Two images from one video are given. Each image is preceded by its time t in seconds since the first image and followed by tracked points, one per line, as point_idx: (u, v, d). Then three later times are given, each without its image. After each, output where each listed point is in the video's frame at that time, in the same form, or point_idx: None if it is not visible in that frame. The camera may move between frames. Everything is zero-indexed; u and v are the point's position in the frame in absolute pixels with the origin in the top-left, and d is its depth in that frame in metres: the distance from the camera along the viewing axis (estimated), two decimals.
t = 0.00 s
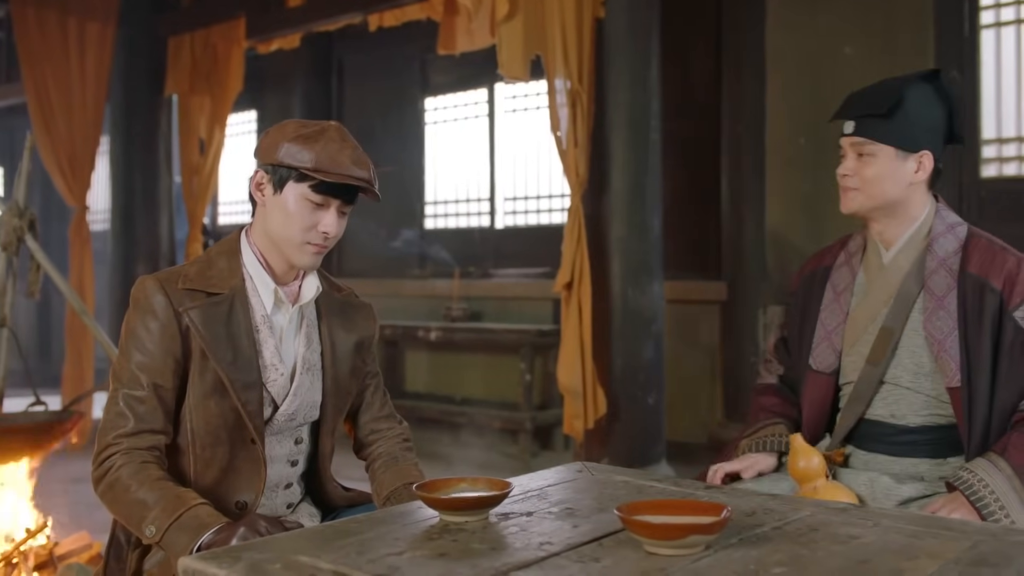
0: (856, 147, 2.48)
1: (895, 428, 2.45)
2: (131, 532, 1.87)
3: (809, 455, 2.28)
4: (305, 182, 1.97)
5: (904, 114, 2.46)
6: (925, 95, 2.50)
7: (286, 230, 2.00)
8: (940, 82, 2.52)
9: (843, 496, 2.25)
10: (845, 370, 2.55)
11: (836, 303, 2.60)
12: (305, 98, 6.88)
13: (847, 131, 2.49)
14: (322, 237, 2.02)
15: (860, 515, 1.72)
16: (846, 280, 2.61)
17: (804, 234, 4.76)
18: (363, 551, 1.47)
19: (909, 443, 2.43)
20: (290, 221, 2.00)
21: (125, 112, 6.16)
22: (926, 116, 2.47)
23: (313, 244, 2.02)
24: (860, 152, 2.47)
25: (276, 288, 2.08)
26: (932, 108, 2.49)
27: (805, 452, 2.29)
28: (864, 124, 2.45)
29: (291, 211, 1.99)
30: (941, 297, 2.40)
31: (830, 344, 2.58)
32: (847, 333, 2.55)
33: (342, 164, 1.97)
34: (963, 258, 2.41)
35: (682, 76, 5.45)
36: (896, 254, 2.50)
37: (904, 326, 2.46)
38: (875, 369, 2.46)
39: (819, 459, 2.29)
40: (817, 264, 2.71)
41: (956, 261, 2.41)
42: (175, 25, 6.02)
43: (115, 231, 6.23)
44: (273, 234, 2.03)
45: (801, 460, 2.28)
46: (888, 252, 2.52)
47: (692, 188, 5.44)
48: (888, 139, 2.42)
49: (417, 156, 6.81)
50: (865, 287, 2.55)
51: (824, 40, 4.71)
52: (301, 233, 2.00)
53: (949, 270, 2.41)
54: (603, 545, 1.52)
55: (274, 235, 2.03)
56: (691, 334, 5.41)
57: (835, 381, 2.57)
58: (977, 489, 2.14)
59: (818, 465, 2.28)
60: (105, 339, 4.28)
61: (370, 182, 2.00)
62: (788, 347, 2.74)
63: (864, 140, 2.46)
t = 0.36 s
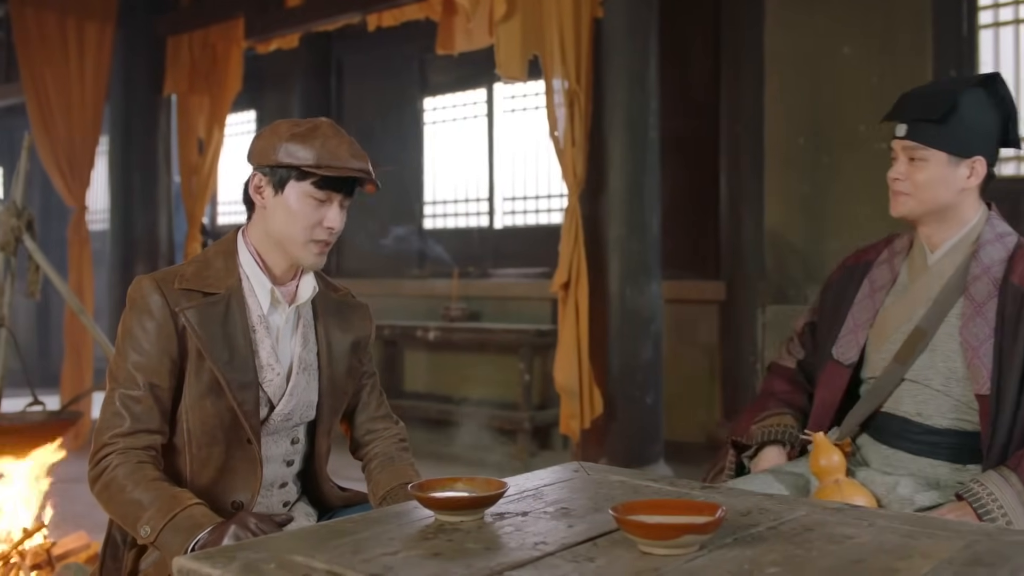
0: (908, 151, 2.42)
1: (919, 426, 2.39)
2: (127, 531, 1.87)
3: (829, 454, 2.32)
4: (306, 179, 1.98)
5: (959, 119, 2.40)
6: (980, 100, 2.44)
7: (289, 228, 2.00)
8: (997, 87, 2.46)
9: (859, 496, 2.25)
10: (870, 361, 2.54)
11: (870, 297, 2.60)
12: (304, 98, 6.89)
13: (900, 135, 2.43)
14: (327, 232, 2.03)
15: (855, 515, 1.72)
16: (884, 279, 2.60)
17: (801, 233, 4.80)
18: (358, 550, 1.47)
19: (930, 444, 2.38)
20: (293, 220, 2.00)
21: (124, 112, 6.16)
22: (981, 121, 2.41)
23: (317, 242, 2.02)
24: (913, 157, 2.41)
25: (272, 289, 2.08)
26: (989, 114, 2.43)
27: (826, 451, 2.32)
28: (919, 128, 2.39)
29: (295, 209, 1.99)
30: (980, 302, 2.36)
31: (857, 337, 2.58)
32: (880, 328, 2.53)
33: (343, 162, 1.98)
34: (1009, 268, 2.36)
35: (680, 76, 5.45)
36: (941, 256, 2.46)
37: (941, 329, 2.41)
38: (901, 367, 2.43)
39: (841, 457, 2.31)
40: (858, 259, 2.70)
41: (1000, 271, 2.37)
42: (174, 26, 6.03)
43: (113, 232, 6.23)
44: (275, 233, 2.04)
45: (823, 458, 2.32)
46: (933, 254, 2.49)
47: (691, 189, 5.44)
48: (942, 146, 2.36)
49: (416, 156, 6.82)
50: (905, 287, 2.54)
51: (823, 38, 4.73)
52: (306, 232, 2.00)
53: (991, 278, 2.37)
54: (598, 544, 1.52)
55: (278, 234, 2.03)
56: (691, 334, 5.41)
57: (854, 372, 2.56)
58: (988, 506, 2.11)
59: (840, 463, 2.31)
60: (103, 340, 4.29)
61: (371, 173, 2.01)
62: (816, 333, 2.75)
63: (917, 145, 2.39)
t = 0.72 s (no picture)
0: (939, 152, 2.38)
1: (943, 429, 2.39)
2: (124, 529, 1.87)
3: (853, 447, 2.41)
4: (313, 165, 2.09)
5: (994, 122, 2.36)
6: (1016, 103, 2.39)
7: (306, 218, 2.08)
8: None
9: (887, 482, 2.34)
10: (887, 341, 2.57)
11: (889, 283, 2.58)
12: (303, 98, 6.89)
13: (932, 135, 2.39)
14: (336, 212, 2.13)
15: (851, 515, 1.72)
16: (908, 265, 2.56)
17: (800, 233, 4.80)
18: (353, 550, 1.47)
19: (954, 448, 2.37)
20: (310, 209, 2.08)
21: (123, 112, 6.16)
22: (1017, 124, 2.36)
23: (332, 224, 2.12)
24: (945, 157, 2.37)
25: (270, 287, 2.09)
26: None
27: (849, 444, 2.42)
28: (951, 129, 2.36)
29: (306, 197, 2.08)
30: (1006, 308, 2.30)
31: (872, 318, 2.59)
32: (899, 325, 2.48)
33: (343, 137, 2.10)
34: None
35: (678, 76, 5.45)
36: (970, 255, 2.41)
37: (963, 333, 2.37)
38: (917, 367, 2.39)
39: (864, 451, 2.41)
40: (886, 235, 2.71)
41: None
42: (173, 26, 6.04)
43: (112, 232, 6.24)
44: (285, 227, 2.09)
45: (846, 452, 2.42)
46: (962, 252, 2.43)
47: (689, 189, 5.44)
48: (977, 149, 2.33)
49: (415, 156, 6.83)
50: (931, 284, 2.49)
51: (822, 37, 4.72)
52: (324, 215, 2.10)
53: (1019, 282, 2.30)
54: (592, 545, 1.52)
55: (291, 227, 2.08)
56: (689, 334, 5.41)
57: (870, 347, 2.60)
58: (1000, 506, 2.10)
59: (863, 457, 2.41)
60: (102, 340, 4.29)
61: (367, 150, 2.15)
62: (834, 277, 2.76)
63: (951, 146, 2.35)
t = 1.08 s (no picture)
0: (894, 198, 2.38)
1: (909, 429, 2.42)
2: (120, 529, 1.87)
3: (811, 451, 2.27)
4: (305, 163, 2.09)
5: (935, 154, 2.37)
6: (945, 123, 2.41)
7: (300, 217, 2.08)
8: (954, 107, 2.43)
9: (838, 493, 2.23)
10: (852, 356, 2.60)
11: (848, 297, 2.61)
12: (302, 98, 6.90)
13: (880, 183, 2.38)
14: (330, 211, 2.14)
15: (846, 515, 1.72)
16: (867, 278, 2.59)
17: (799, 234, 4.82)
18: (348, 550, 1.47)
19: (920, 447, 2.40)
20: (303, 207, 2.08)
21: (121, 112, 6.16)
22: (953, 145, 2.39)
23: (325, 224, 2.13)
24: (897, 199, 2.37)
25: (264, 286, 2.10)
26: (958, 137, 2.41)
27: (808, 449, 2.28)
28: (899, 175, 2.35)
29: (299, 195, 2.08)
30: (967, 310, 2.35)
31: (834, 334, 2.62)
32: (864, 335, 2.51)
33: (336, 136, 2.11)
34: (995, 275, 2.35)
35: (677, 76, 5.45)
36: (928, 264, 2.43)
37: (927, 337, 2.40)
38: (884, 374, 2.44)
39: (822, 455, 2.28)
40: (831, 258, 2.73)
41: (985, 278, 2.35)
42: (173, 27, 6.04)
43: (111, 232, 6.25)
44: (278, 226, 2.10)
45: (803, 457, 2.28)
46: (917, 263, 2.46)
47: (688, 189, 5.44)
48: (929, 182, 2.33)
49: (414, 156, 6.83)
50: (891, 293, 2.51)
51: (820, 38, 4.74)
52: (317, 215, 2.10)
53: (979, 285, 2.35)
54: (587, 545, 1.52)
55: (284, 226, 2.09)
56: (688, 334, 5.40)
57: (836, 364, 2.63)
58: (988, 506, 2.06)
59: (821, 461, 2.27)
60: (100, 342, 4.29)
61: (360, 149, 2.16)
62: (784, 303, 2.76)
63: (902, 189, 2.36)
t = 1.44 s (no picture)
0: (788, 222, 2.37)
1: (857, 434, 2.41)
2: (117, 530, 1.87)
3: (810, 464, 2.26)
4: (303, 163, 2.09)
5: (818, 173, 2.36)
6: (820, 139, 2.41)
7: (296, 217, 2.08)
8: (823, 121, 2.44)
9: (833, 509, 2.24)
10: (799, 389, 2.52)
11: (778, 329, 2.55)
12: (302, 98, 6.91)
13: (773, 211, 2.36)
14: (327, 212, 2.14)
15: (842, 515, 1.72)
16: (791, 304, 2.56)
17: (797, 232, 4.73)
18: (344, 550, 1.47)
19: (877, 446, 2.39)
20: (299, 208, 2.09)
21: (121, 112, 6.16)
22: (832, 159, 2.39)
23: (321, 224, 2.13)
24: (790, 222, 2.36)
25: (262, 286, 2.10)
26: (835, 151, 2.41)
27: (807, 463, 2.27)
28: (786, 201, 2.34)
29: (295, 196, 2.08)
30: (883, 316, 2.37)
31: (778, 372, 2.53)
32: (796, 359, 2.51)
33: (333, 137, 2.11)
34: (900, 275, 2.39)
35: (676, 76, 5.45)
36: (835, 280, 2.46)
37: (852, 348, 2.42)
38: (824, 395, 2.43)
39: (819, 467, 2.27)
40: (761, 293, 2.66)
41: (893, 279, 2.39)
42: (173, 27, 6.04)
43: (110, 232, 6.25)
44: (274, 225, 2.10)
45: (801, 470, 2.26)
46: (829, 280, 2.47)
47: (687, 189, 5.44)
48: (814, 202, 2.33)
49: (413, 155, 6.84)
50: (807, 314, 2.51)
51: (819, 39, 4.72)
52: (313, 215, 2.10)
53: (889, 289, 2.39)
54: (583, 545, 1.52)
55: (279, 225, 2.09)
56: (687, 334, 5.40)
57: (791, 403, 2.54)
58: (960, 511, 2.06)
59: (818, 473, 2.26)
60: (99, 341, 4.30)
61: (357, 150, 2.16)
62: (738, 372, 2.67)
63: (792, 212, 2.34)
